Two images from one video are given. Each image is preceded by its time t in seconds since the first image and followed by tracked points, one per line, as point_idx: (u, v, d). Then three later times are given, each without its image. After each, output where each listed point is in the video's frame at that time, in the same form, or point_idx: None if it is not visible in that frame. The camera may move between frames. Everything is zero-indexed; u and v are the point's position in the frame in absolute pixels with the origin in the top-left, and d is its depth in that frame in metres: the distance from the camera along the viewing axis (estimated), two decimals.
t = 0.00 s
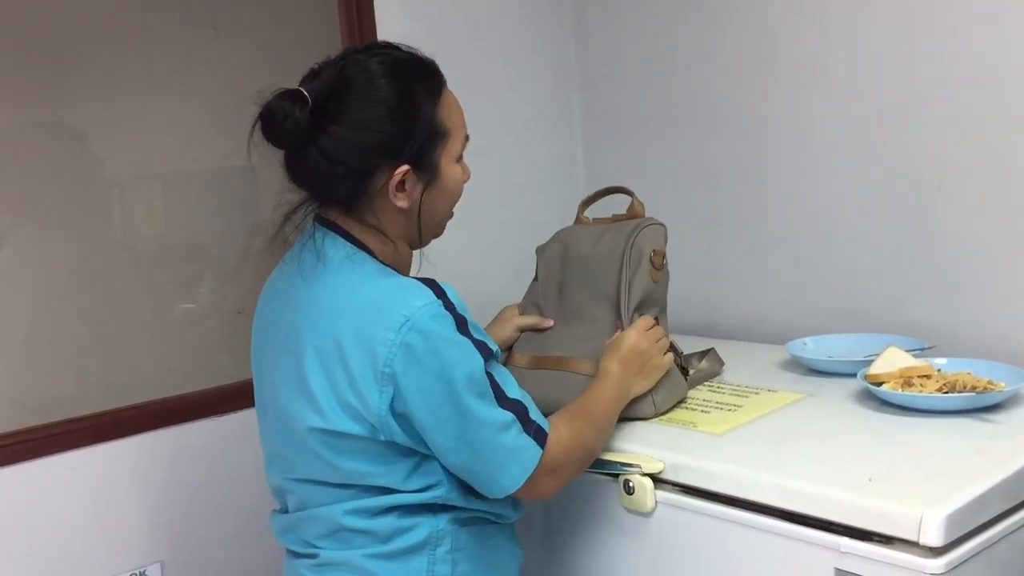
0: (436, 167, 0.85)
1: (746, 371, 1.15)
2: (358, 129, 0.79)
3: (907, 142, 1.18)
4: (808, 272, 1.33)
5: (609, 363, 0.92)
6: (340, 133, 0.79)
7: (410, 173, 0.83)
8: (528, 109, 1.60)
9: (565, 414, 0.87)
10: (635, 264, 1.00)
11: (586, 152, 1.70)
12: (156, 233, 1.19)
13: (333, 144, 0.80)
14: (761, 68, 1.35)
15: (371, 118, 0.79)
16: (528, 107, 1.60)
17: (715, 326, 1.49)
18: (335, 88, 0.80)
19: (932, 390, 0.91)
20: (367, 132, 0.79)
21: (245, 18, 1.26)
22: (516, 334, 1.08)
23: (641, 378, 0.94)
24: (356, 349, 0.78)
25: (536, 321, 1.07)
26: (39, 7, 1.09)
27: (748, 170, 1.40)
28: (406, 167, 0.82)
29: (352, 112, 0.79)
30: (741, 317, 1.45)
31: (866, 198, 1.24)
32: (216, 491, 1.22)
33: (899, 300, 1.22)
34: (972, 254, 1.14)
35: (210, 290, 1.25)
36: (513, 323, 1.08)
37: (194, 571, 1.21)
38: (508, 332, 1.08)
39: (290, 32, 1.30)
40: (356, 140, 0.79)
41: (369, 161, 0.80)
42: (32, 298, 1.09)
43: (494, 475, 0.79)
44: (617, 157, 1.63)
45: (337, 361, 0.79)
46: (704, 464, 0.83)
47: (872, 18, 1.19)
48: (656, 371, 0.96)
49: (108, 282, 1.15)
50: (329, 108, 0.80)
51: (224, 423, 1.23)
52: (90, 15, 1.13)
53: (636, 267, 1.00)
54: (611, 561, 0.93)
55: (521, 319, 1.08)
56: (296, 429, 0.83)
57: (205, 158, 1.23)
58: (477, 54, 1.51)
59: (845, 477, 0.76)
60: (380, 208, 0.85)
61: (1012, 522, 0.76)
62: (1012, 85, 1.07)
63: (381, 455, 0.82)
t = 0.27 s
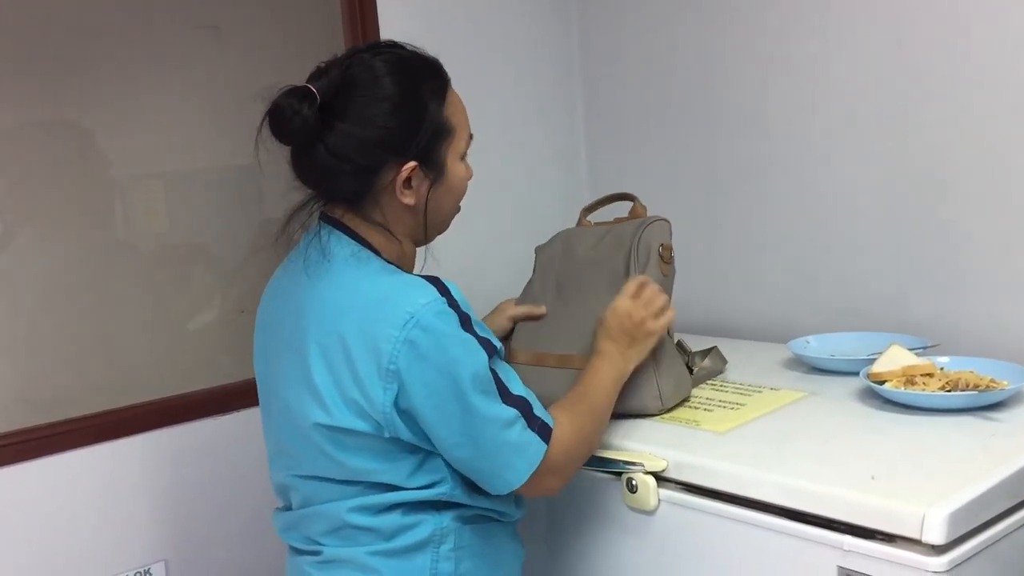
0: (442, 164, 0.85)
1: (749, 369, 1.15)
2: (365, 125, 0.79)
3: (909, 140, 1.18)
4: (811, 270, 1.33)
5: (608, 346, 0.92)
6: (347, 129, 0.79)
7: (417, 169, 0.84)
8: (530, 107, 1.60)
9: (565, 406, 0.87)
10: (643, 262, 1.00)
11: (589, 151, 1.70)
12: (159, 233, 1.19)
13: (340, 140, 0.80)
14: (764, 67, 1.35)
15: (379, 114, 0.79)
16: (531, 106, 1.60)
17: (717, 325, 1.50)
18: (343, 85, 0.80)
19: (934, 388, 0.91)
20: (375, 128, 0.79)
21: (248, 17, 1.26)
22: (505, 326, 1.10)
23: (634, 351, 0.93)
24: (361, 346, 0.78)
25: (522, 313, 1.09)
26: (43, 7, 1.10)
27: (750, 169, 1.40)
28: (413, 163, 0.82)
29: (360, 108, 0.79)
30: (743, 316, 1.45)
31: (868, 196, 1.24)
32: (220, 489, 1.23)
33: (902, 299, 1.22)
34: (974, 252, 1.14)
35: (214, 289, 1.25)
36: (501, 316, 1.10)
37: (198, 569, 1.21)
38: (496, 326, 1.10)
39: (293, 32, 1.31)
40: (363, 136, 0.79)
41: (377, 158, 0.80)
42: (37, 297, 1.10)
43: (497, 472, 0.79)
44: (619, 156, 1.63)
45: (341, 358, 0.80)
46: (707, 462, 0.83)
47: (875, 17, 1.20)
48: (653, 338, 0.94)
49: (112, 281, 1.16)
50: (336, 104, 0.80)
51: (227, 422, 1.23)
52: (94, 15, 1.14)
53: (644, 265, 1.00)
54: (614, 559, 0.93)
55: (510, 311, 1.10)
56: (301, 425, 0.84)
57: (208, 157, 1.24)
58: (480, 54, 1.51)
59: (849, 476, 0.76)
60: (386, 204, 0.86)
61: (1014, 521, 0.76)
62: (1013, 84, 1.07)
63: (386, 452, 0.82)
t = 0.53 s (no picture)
0: (438, 161, 0.86)
1: (751, 368, 1.15)
2: (361, 123, 0.79)
3: (911, 140, 1.18)
4: (813, 269, 1.33)
5: (547, 322, 0.93)
6: (343, 128, 0.80)
7: (413, 166, 0.84)
8: (533, 107, 1.60)
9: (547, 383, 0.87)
10: (649, 262, 0.99)
11: (590, 150, 1.70)
12: (162, 232, 1.20)
13: (337, 139, 0.80)
14: (765, 66, 1.35)
15: (375, 113, 0.79)
16: (533, 106, 1.60)
17: (720, 324, 1.50)
18: (338, 84, 0.80)
19: (936, 387, 0.91)
20: (371, 126, 0.79)
21: (250, 18, 1.26)
22: (520, 220, 1.10)
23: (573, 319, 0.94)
24: (360, 342, 0.78)
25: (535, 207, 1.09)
26: (46, 8, 1.10)
27: (752, 168, 1.40)
28: (409, 160, 0.83)
29: (355, 107, 0.79)
30: (745, 315, 1.45)
31: (871, 196, 1.24)
32: (222, 489, 1.23)
33: (904, 298, 1.23)
34: (977, 251, 1.14)
35: (216, 289, 1.25)
36: (518, 211, 1.11)
37: (201, 569, 1.22)
38: (510, 223, 1.10)
39: (295, 32, 1.31)
40: (359, 135, 0.79)
41: (374, 156, 0.81)
42: (41, 297, 1.10)
43: (499, 465, 0.79)
44: (622, 155, 1.63)
45: (341, 356, 0.80)
46: (708, 462, 0.83)
47: (877, 17, 1.20)
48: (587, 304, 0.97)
49: (116, 280, 1.16)
50: (332, 103, 0.80)
51: (230, 421, 1.24)
52: (97, 15, 1.14)
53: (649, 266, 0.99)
54: (616, 558, 0.93)
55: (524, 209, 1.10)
56: (302, 423, 0.84)
57: (211, 157, 1.24)
58: (482, 53, 1.51)
59: (851, 475, 0.76)
60: (384, 203, 0.86)
61: (1016, 520, 0.76)
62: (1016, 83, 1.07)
63: (387, 449, 0.82)
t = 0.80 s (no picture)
0: (434, 163, 0.85)
1: (753, 366, 1.15)
2: (357, 124, 0.79)
3: (913, 137, 1.18)
4: (814, 267, 1.33)
5: (567, 323, 0.93)
6: (337, 130, 0.80)
7: (408, 168, 0.83)
8: (534, 105, 1.60)
9: (551, 386, 0.88)
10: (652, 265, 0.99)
11: (592, 148, 1.70)
12: (164, 231, 1.20)
13: (331, 141, 0.80)
14: (767, 63, 1.35)
15: (369, 114, 0.79)
16: (535, 104, 1.60)
17: (721, 322, 1.50)
18: (333, 85, 0.81)
19: (939, 385, 0.91)
20: (366, 128, 0.79)
21: (251, 15, 1.26)
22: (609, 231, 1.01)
23: (592, 325, 0.94)
24: (354, 348, 0.78)
25: (633, 233, 0.99)
26: (48, 6, 1.10)
27: (754, 165, 1.40)
28: (404, 163, 0.82)
29: (350, 109, 0.79)
30: (747, 312, 1.45)
31: (873, 194, 1.24)
32: (224, 486, 1.23)
33: (906, 295, 1.23)
34: (979, 249, 1.14)
35: (217, 287, 1.25)
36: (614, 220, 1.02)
37: (203, 566, 1.22)
38: (598, 224, 1.03)
39: (296, 30, 1.31)
40: (353, 137, 0.80)
41: (368, 158, 0.81)
42: (42, 295, 1.10)
43: (492, 469, 0.80)
44: (624, 153, 1.63)
45: (336, 361, 0.80)
46: (710, 460, 0.83)
47: (878, 14, 1.19)
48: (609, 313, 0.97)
49: (118, 278, 1.16)
50: (327, 105, 0.80)
51: (232, 420, 1.24)
52: (98, 13, 1.14)
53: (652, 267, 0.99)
54: (618, 556, 0.93)
55: (619, 225, 1.01)
56: (299, 425, 0.84)
57: (213, 155, 1.24)
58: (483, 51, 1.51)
59: (853, 473, 0.76)
60: (380, 204, 0.86)
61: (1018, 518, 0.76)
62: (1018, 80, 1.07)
63: (382, 452, 0.82)
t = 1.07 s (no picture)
0: (432, 153, 0.86)
1: (753, 364, 1.15)
2: (353, 118, 0.79)
3: (914, 133, 1.18)
4: (815, 264, 1.33)
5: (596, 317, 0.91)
6: (334, 125, 0.80)
7: (408, 159, 0.84)
8: (534, 102, 1.59)
9: (559, 383, 0.87)
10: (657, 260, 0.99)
11: (592, 145, 1.70)
12: (163, 228, 1.19)
13: (328, 136, 0.80)
14: (769, 60, 1.34)
15: (365, 107, 0.79)
16: (535, 101, 1.60)
17: (722, 319, 1.49)
18: (326, 81, 0.80)
19: (939, 382, 0.91)
20: (362, 123, 0.79)
21: (251, 12, 1.26)
22: (620, 229, 1.01)
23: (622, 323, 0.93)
24: (351, 343, 0.78)
25: (644, 228, 0.99)
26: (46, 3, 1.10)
27: (755, 162, 1.39)
28: (403, 154, 0.83)
29: (345, 102, 0.79)
30: (747, 310, 1.45)
31: (874, 191, 1.23)
32: (224, 484, 1.23)
33: (906, 292, 1.22)
34: (980, 245, 1.14)
35: (217, 285, 1.25)
36: (625, 216, 1.01)
37: (203, 564, 1.22)
38: (606, 223, 1.02)
39: (296, 27, 1.30)
40: (350, 131, 0.79)
41: (367, 151, 0.81)
42: (41, 292, 1.10)
43: (490, 465, 0.79)
44: (624, 150, 1.62)
45: (333, 357, 0.80)
46: (711, 457, 0.83)
47: (880, 11, 1.19)
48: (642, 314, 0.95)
49: (117, 276, 1.16)
50: (322, 100, 0.80)
51: (232, 417, 1.23)
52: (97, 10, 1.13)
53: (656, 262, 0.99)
54: (618, 554, 0.93)
55: (630, 220, 1.00)
56: (298, 421, 0.84)
57: (212, 152, 1.24)
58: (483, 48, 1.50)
59: (853, 470, 0.76)
60: (380, 197, 0.86)
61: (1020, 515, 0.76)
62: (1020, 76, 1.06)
63: (381, 448, 0.82)
